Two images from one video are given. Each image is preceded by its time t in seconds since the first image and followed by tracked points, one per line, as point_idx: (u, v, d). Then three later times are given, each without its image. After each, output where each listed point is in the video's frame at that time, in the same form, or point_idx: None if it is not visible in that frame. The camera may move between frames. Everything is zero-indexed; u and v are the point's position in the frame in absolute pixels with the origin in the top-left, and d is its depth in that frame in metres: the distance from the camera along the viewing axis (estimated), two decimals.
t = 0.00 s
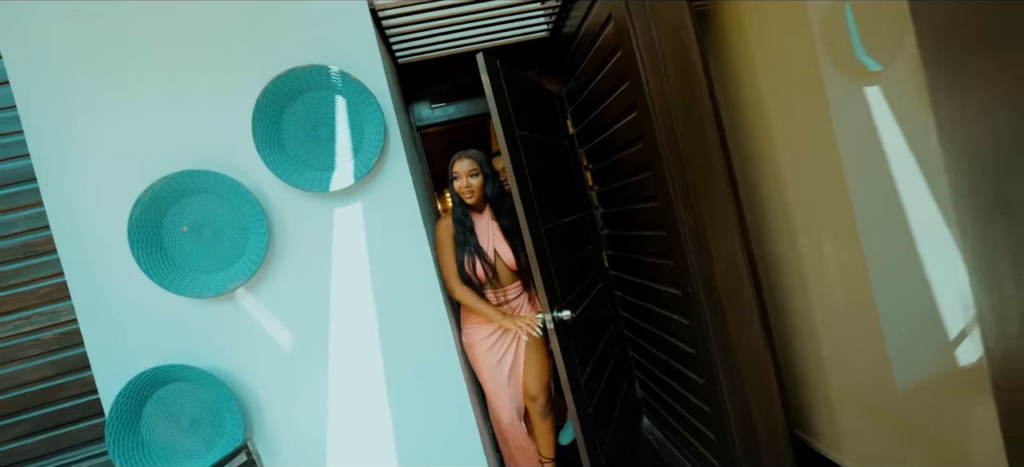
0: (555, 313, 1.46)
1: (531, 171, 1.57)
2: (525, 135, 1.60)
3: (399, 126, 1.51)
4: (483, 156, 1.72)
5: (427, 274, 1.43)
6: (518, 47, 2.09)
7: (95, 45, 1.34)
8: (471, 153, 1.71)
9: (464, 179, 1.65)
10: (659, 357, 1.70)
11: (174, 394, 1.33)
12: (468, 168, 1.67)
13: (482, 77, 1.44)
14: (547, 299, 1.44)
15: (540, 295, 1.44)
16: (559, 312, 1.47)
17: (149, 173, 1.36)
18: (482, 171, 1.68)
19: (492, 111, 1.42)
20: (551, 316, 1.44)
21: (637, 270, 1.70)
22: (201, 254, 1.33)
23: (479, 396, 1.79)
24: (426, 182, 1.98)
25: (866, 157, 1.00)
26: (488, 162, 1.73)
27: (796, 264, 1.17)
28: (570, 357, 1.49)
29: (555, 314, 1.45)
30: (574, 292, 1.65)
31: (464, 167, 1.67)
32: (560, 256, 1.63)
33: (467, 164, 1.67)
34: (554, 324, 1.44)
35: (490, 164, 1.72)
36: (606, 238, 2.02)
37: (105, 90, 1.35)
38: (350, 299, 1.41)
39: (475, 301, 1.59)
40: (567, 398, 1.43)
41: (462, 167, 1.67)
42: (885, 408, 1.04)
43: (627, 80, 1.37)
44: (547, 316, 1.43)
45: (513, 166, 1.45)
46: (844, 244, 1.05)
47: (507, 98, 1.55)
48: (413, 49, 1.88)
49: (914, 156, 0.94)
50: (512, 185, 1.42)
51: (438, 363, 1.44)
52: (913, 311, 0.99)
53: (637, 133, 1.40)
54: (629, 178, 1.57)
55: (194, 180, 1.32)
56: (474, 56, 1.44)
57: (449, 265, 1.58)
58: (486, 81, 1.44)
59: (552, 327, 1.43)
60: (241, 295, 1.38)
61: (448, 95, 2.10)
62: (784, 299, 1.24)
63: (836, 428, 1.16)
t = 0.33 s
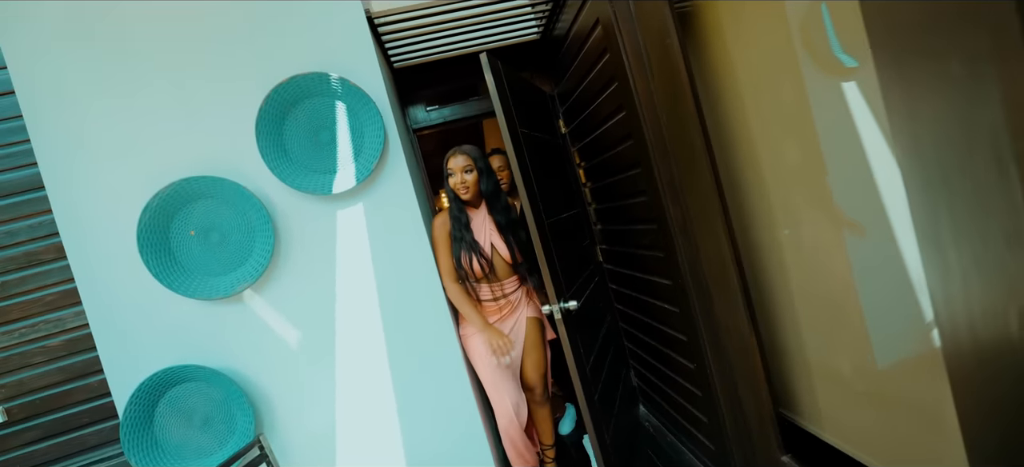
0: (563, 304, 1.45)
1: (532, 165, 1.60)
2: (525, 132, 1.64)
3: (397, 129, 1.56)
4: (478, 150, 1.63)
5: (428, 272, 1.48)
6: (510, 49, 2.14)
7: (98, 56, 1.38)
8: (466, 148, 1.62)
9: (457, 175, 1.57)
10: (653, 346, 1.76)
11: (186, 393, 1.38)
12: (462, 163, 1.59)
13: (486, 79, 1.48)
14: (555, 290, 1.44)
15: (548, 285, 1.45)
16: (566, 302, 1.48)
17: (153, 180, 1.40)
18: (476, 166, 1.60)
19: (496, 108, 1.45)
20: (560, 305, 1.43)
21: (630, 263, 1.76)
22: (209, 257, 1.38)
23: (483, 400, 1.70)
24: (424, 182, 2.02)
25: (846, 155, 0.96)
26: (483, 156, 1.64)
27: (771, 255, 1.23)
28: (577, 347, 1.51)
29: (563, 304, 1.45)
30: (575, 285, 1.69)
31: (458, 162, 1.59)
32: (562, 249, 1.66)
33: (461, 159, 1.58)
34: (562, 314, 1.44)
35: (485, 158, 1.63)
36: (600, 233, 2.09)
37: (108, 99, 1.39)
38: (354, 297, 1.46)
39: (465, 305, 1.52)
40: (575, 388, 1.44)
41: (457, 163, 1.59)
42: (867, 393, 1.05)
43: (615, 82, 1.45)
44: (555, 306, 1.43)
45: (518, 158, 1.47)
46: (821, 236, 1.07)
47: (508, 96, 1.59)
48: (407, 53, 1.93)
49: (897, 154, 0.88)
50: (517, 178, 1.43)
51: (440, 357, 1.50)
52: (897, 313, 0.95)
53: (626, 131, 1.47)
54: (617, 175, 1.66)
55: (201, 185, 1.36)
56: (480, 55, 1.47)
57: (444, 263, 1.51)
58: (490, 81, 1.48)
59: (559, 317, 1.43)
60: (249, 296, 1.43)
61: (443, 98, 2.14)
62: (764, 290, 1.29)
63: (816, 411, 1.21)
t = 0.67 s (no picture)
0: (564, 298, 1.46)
1: (529, 165, 1.63)
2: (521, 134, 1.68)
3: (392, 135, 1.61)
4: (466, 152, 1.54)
5: (425, 273, 1.53)
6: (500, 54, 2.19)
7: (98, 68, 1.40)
8: (454, 151, 1.53)
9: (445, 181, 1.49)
10: (643, 339, 1.83)
11: (189, 397, 1.41)
12: (451, 167, 1.50)
13: (488, 82, 1.51)
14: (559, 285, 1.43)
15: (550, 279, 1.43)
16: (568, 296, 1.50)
17: (152, 189, 1.43)
18: (465, 169, 1.51)
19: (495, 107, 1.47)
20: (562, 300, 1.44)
21: (621, 260, 1.82)
22: (210, 263, 1.42)
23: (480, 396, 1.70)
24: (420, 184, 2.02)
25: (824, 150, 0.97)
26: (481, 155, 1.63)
27: (746, 250, 1.29)
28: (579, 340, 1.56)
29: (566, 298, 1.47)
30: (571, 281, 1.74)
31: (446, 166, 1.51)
32: (559, 247, 1.71)
33: (449, 164, 1.50)
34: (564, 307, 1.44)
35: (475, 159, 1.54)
36: (590, 231, 2.15)
37: (109, 108, 1.41)
38: (353, 299, 1.50)
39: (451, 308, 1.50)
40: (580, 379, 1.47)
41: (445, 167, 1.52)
42: (835, 373, 1.11)
43: (600, 87, 1.53)
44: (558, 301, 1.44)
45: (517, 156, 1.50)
46: (779, 235, 1.14)
47: (507, 101, 1.65)
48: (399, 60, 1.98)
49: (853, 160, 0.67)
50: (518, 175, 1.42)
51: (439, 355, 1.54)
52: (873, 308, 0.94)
53: (612, 133, 1.54)
54: (606, 175, 1.72)
55: (201, 194, 1.40)
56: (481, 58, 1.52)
57: (437, 265, 1.49)
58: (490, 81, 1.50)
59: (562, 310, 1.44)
60: (250, 300, 1.46)
61: (434, 103, 2.18)
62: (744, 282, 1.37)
63: (788, 392, 1.27)
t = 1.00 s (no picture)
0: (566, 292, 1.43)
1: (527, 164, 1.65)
2: (521, 133, 1.68)
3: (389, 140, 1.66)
4: (458, 158, 1.56)
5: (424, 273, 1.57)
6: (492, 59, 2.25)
7: (103, 76, 1.44)
8: (446, 156, 1.55)
9: (434, 188, 1.51)
10: (634, 334, 1.90)
11: (194, 397, 1.45)
12: (441, 173, 1.52)
13: (488, 81, 1.55)
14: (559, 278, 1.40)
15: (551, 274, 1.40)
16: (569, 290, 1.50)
17: (156, 193, 1.46)
18: (455, 175, 1.53)
19: (495, 107, 1.50)
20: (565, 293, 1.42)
21: (613, 258, 1.87)
22: (213, 266, 1.46)
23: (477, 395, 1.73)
24: (415, 187, 2.07)
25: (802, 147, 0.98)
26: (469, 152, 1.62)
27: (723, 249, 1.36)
28: (581, 330, 1.59)
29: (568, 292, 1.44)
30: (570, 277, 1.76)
31: (437, 173, 1.52)
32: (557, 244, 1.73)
33: (439, 170, 1.52)
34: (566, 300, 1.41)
35: (466, 164, 1.56)
36: (583, 231, 2.20)
37: (112, 116, 1.45)
38: (354, 299, 1.54)
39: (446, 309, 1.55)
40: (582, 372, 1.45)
41: (436, 173, 1.53)
42: (803, 360, 1.16)
43: (588, 92, 1.62)
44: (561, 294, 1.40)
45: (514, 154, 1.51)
46: (756, 231, 1.19)
47: (506, 102, 1.69)
48: (394, 66, 2.03)
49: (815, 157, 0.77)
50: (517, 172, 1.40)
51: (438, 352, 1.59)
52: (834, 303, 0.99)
53: (600, 136, 1.64)
54: (598, 175, 1.77)
55: (203, 198, 1.44)
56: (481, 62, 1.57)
57: (430, 270, 1.52)
58: (490, 83, 1.54)
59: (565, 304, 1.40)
60: (253, 301, 1.50)
61: (429, 107, 2.23)
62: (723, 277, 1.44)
63: (765, 379, 1.34)
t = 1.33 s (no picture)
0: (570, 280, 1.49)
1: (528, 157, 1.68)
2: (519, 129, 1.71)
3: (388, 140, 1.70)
4: (453, 152, 1.52)
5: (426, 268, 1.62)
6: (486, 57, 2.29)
7: (111, 85, 1.48)
8: (440, 151, 1.51)
9: (428, 185, 1.50)
10: (632, 322, 1.95)
11: (208, 394, 1.51)
12: (435, 170, 1.50)
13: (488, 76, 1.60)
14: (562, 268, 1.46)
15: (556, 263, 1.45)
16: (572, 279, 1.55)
17: (166, 198, 1.50)
18: (449, 171, 1.51)
19: (499, 101, 1.52)
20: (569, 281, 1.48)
21: (609, 248, 1.92)
22: (222, 267, 1.51)
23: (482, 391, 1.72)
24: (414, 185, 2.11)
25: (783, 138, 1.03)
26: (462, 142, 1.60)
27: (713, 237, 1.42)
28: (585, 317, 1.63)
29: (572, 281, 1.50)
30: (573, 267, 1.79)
31: (430, 169, 1.51)
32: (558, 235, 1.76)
33: (432, 166, 1.50)
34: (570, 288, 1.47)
35: (461, 158, 1.52)
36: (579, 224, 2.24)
37: (118, 125, 1.49)
38: (359, 295, 1.59)
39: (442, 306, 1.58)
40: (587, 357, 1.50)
41: (429, 169, 1.51)
42: (791, 339, 1.23)
43: (580, 89, 1.67)
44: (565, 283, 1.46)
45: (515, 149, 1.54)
46: (742, 221, 1.26)
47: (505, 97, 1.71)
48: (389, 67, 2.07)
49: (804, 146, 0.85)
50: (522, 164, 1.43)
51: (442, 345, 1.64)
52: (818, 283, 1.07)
53: (592, 132, 1.70)
54: (592, 168, 1.82)
55: (210, 202, 1.49)
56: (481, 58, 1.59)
57: (426, 267, 1.56)
58: (491, 79, 1.58)
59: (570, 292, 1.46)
60: (261, 300, 1.55)
61: (425, 107, 2.27)
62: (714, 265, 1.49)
63: (757, 359, 1.40)
